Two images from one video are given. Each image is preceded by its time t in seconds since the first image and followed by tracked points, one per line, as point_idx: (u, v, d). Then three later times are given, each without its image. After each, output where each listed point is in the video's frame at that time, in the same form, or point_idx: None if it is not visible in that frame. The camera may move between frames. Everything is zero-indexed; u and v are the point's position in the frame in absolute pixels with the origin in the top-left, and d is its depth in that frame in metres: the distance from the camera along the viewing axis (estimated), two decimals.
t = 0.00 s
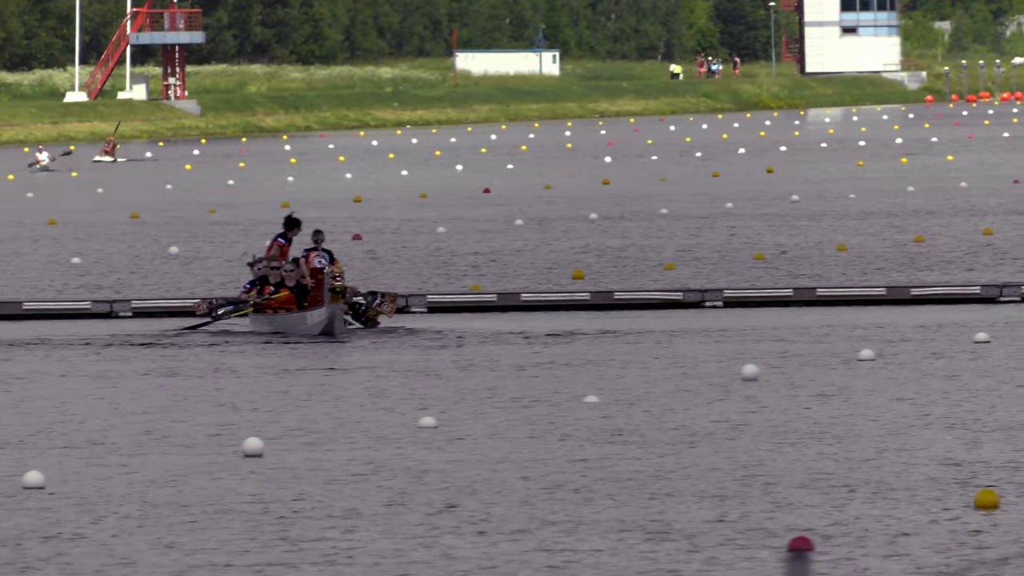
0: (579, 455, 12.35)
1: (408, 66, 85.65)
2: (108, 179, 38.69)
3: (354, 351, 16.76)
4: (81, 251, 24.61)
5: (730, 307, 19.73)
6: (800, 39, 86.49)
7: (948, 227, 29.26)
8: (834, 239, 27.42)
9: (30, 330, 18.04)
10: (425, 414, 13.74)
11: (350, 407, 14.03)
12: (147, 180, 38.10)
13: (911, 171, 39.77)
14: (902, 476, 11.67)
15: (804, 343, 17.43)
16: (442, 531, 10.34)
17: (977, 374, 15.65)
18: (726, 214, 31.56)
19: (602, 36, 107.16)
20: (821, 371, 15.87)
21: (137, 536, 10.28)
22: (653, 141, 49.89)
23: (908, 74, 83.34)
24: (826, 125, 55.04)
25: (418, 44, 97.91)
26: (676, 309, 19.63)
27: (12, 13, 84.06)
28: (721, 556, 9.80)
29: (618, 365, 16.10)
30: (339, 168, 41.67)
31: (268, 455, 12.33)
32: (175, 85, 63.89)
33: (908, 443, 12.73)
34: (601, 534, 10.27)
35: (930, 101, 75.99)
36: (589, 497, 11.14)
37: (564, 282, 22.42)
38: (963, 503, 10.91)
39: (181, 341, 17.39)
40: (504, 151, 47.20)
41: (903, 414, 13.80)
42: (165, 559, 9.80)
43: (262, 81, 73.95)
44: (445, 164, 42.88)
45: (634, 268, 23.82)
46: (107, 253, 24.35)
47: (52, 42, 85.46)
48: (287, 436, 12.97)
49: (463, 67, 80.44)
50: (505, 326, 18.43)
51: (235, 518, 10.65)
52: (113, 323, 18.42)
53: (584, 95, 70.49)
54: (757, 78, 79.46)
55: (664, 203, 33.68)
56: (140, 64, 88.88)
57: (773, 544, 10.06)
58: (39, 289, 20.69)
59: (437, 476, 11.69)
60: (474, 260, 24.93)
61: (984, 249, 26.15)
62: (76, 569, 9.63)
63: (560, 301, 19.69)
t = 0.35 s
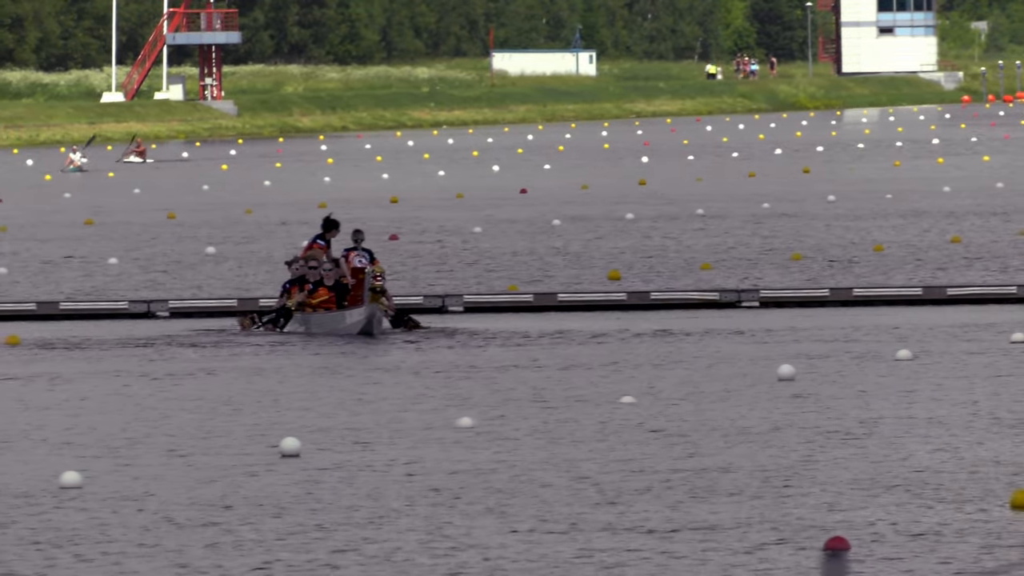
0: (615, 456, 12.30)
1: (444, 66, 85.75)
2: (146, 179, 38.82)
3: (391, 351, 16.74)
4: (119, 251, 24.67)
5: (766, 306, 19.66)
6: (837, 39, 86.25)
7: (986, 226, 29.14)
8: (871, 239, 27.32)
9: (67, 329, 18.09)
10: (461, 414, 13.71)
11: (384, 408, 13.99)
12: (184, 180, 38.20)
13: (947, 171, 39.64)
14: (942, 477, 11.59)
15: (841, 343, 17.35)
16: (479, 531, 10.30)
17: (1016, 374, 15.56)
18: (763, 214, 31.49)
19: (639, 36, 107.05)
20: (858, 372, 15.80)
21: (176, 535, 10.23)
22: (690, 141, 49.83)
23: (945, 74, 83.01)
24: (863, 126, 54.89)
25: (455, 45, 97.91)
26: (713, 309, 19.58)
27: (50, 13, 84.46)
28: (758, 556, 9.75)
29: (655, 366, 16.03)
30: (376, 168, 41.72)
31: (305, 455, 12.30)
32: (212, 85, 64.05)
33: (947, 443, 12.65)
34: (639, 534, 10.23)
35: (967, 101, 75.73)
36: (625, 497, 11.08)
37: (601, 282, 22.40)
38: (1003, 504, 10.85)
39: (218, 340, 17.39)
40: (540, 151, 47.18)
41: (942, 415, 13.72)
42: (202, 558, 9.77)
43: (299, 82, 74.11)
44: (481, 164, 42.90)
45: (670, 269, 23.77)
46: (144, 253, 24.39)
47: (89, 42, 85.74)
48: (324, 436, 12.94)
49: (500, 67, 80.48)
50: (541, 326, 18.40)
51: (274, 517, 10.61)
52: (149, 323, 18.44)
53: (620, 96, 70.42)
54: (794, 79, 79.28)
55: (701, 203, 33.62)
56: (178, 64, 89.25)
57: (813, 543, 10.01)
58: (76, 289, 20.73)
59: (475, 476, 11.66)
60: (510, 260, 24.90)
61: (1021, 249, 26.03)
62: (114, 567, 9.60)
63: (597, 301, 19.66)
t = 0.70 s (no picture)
0: (647, 456, 12.21)
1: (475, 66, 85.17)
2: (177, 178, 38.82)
3: (421, 351, 16.69)
4: (150, 251, 24.66)
5: (797, 306, 19.58)
6: (867, 38, 86.00)
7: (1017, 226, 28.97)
8: (902, 239, 27.19)
9: (99, 329, 18.09)
10: (492, 414, 13.64)
11: (415, 406, 13.94)
12: (215, 180, 38.20)
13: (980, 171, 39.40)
14: (976, 478, 11.49)
15: (873, 343, 17.25)
16: (511, 531, 10.25)
17: None
18: (796, 214, 31.31)
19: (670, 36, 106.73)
20: (890, 371, 15.69)
21: (208, 534, 10.19)
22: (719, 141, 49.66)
23: (976, 73, 82.65)
24: (893, 125, 54.66)
25: (486, 45, 97.80)
26: (744, 309, 19.52)
27: (81, 13, 84.74)
28: (792, 557, 9.68)
29: (685, 366, 15.95)
30: (406, 168, 41.64)
31: (336, 454, 12.26)
32: (242, 85, 64.12)
33: (981, 444, 12.54)
34: (671, 535, 10.18)
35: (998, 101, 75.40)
36: (657, 497, 11.02)
37: (631, 282, 22.33)
38: None
39: (249, 339, 17.36)
40: (570, 150, 47.06)
41: (976, 415, 13.61)
42: (233, 557, 9.74)
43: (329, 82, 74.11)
44: (512, 164, 42.79)
45: (701, 269, 23.68)
46: (174, 253, 24.39)
47: (119, 42, 85.99)
48: (356, 436, 12.89)
49: (531, 67, 80.42)
50: (572, 326, 18.34)
51: (307, 517, 10.57)
52: (180, 322, 18.44)
53: (650, 95, 70.26)
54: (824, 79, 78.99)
55: (732, 203, 33.46)
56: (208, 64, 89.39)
57: (847, 543, 9.93)
58: (106, 289, 20.73)
59: (507, 476, 11.59)
60: (539, 260, 24.83)
61: None
62: (146, 567, 9.57)
63: (628, 301, 19.59)
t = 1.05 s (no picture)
0: (667, 456, 12.17)
1: (497, 66, 84.77)
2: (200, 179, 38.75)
3: (443, 351, 16.64)
4: (173, 251, 24.64)
5: (819, 306, 19.51)
6: (890, 38, 85.82)
7: None
8: (925, 239, 27.08)
9: (122, 329, 18.06)
10: (513, 414, 13.60)
11: (437, 406, 13.91)
12: (237, 179, 38.17)
13: (1003, 171, 39.22)
14: (999, 479, 11.40)
15: (896, 343, 17.16)
16: (535, 531, 10.22)
17: None
18: (816, 214, 31.18)
19: (693, 36, 106.52)
20: (914, 371, 15.60)
21: (230, 535, 10.16)
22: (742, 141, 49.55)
23: (999, 73, 82.38)
24: (915, 125, 54.49)
25: (508, 44, 97.70)
26: (766, 308, 19.46)
27: (103, 13, 85.01)
28: (814, 559, 9.62)
29: (708, 366, 15.88)
30: (429, 168, 41.58)
31: (358, 454, 12.23)
32: (264, 85, 64.12)
33: (1002, 445, 12.47)
34: (695, 535, 10.13)
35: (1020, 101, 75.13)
36: (680, 497, 10.98)
37: (653, 282, 22.27)
38: None
39: (273, 339, 17.32)
40: (592, 150, 46.96)
41: (999, 416, 13.53)
42: (255, 558, 9.71)
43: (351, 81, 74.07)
44: (535, 164, 42.70)
45: (723, 269, 23.60)
46: (196, 253, 24.36)
47: (142, 42, 86.02)
48: (376, 436, 12.85)
49: (553, 67, 80.40)
50: (593, 326, 18.27)
51: (327, 518, 10.52)
52: (202, 322, 18.42)
53: (672, 95, 70.12)
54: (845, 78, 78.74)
55: (754, 203, 33.33)
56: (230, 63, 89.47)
57: (872, 544, 9.88)
58: (129, 289, 20.71)
59: (529, 476, 11.56)
60: (561, 260, 24.77)
61: None
62: (169, 568, 9.54)
63: (650, 301, 19.54)
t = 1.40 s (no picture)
0: (692, 456, 12.13)
1: (522, 66, 84.39)
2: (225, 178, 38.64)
3: (467, 350, 16.60)
4: (196, 251, 24.62)
5: (844, 305, 19.46)
6: (914, 38, 85.58)
7: None
8: (949, 239, 26.96)
9: (146, 329, 18.06)
10: (538, 414, 13.56)
11: (460, 406, 13.87)
12: (261, 179, 38.14)
13: None
14: None
15: (921, 343, 17.08)
16: (558, 532, 10.19)
17: None
18: (840, 214, 31.03)
19: (717, 35, 106.12)
20: (938, 371, 15.53)
21: (250, 535, 10.16)
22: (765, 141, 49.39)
23: None
24: (938, 125, 54.29)
25: (533, 44, 97.55)
26: (791, 308, 19.40)
27: (127, 13, 84.97)
28: (841, 560, 9.58)
29: (732, 366, 15.82)
30: (452, 168, 41.47)
31: (382, 454, 12.20)
32: (288, 85, 64.13)
33: None
34: (720, 536, 10.09)
35: None
36: (702, 497, 10.94)
37: (677, 281, 22.21)
38: None
39: (296, 339, 17.32)
40: (615, 151, 46.82)
41: None
42: (281, 558, 9.69)
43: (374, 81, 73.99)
44: (559, 163, 42.56)
45: (747, 269, 23.52)
46: (219, 253, 24.36)
47: (166, 41, 85.94)
48: (400, 436, 12.82)
49: (577, 67, 80.32)
50: (617, 326, 18.20)
51: (353, 518, 10.50)
52: (225, 321, 18.43)
53: (696, 95, 69.96)
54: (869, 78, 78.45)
55: (778, 203, 33.18)
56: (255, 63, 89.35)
57: (894, 546, 9.82)
58: (153, 289, 20.70)
59: (555, 476, 11.52)
60: (584, 260, 24.72)
61: None
62: (193, 567, 9.52)
63: (675, 301, 19.47)
